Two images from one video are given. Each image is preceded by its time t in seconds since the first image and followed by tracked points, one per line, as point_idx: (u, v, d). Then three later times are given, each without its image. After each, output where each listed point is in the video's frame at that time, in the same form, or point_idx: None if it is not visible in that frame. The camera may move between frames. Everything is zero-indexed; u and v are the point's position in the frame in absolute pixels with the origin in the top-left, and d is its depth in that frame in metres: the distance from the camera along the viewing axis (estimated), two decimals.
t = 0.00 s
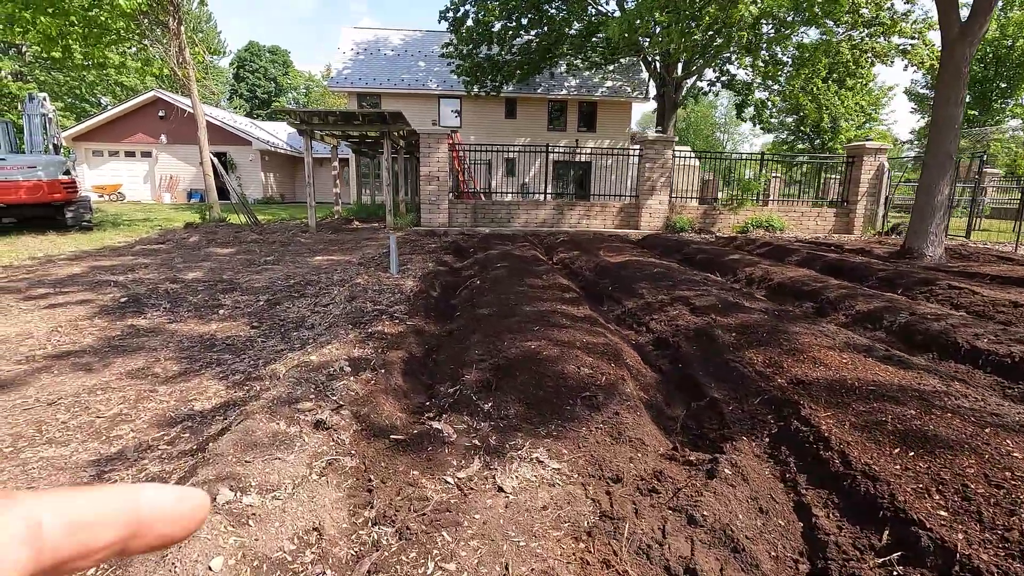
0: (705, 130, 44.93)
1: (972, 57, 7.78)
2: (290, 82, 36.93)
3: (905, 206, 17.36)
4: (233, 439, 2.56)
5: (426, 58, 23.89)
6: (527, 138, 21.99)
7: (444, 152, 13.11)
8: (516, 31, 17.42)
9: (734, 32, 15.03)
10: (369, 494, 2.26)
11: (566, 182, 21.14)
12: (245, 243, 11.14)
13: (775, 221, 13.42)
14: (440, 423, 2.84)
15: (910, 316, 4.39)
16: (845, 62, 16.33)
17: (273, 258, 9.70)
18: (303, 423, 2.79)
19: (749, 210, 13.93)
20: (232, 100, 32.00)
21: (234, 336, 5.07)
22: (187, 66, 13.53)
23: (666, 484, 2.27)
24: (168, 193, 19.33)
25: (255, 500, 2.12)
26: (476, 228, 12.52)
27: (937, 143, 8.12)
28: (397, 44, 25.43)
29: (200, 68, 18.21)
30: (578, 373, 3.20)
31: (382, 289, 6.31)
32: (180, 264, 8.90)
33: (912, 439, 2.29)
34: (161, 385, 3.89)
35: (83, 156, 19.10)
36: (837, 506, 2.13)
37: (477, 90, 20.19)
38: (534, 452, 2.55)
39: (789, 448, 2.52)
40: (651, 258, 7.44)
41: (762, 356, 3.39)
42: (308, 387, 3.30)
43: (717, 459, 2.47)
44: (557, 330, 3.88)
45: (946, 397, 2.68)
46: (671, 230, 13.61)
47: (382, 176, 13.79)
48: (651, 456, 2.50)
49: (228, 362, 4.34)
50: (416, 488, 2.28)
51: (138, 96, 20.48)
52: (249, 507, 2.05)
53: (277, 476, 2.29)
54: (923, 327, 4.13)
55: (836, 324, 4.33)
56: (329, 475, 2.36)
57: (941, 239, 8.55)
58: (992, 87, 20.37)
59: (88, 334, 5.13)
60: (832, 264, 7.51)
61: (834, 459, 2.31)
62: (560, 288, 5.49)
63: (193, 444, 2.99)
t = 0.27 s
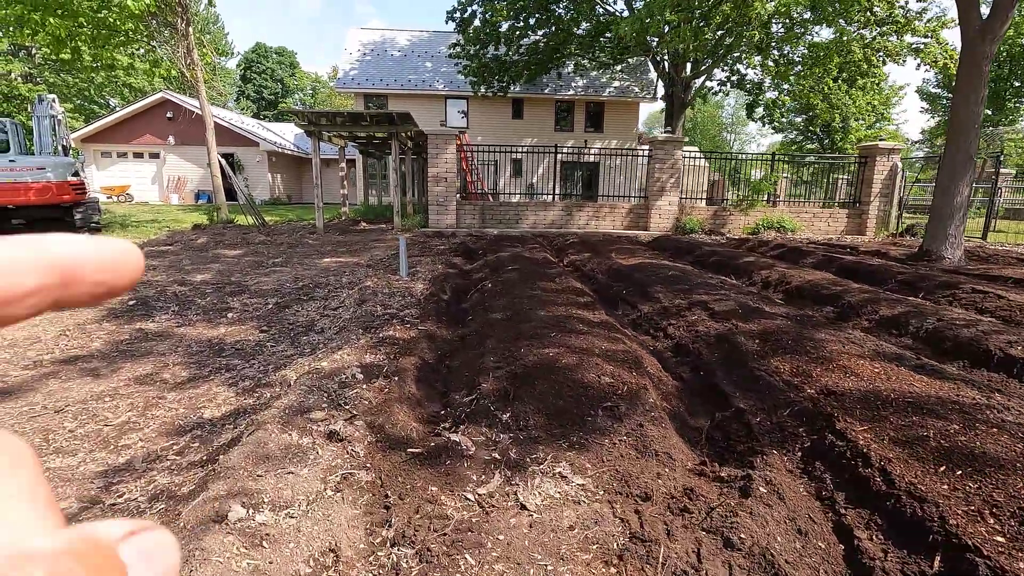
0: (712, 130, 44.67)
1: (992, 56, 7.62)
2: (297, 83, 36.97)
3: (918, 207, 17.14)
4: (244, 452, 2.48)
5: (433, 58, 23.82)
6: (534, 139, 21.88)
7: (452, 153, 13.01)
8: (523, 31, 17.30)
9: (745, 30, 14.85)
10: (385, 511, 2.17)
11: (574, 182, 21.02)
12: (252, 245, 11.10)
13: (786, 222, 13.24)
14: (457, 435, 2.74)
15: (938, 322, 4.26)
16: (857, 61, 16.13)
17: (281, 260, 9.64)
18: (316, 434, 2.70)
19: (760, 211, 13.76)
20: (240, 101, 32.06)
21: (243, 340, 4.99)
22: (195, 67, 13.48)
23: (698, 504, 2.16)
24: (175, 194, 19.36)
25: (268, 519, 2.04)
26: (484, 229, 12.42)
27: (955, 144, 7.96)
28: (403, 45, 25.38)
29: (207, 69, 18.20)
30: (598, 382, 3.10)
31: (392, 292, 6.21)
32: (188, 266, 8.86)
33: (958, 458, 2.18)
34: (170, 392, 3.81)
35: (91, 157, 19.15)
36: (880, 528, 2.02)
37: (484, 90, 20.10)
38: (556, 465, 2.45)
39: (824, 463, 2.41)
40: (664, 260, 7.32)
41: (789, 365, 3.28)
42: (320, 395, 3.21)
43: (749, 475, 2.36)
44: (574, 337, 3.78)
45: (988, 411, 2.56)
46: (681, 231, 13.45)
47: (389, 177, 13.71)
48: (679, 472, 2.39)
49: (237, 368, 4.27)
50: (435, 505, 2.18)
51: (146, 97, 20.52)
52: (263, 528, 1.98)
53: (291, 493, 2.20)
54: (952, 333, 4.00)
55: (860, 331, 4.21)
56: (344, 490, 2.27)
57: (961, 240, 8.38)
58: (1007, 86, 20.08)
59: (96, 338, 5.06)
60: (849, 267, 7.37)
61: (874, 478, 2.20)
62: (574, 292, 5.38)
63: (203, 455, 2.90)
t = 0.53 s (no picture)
0: (718, 130, 44.40)
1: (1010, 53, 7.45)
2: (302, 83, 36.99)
3: (928, 207, 16.91)
4: (244, 463, 2.38)
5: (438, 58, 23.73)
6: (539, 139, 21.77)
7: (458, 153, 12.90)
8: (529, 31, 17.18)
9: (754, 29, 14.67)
10: (391, 527, 2.06)
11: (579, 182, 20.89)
12: (257, 245, 11.02)
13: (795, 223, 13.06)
14: (466, 444, 2.62)
15: (962, 326, 4.11)
16: (866, 59, 15.91)
17: (285, 261, 9.56)
18: (318, 443, 2.60)
19: (768, 211, 13.58)
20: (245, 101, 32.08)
21: (245, 343, 4.90)
22: (200, 68, 13.42)
23: (722, 522, 2.04)
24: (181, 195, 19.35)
25: (267, 537, 1.93)
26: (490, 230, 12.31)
27: (971, 143, 7.79)
28: (408, 45, 25.30)
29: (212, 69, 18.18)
30: (611, 389, 2.98)
31: (397, 294, 6.11)
32: (192, 267, 8.78)
33: (1000, 474, 2.05)
34: (170, 397, 3.71)
35: (97, 158, 19.17)
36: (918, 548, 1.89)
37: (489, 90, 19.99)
38: (569, 477, 2.33)
39: (853, 477, 2.28)
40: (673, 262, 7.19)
41: (810, 371, 3.15)
42: (323, 402, 3.10)
43: (774, 489, 2.23)
44: (585, 341, 3.66)
45: None
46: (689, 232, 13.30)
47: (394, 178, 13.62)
48: (700, 486, 2.27)
49: (239, 372, 4.17)
50: (443, 521, 2.07)
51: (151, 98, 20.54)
52: (261, 546, 1.88)
53: (291, 507, 2.10)
54: (977, 338, 3.86)
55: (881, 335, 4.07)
56: (348, 505, 2.16)
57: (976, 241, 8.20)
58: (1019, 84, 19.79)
59: (97, 341, 4.98)
60: (863, 268, 7.21)
61: (909, 494, 2.07)
62: (583, 294, 5.26)
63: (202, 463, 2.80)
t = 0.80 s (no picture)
0: (720, 130, 44.21)
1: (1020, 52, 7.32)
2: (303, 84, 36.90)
3: (933, 207, 16.75)
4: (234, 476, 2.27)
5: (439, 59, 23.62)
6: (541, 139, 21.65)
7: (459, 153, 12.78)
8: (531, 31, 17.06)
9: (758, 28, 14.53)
10: (386, 546, 1.95)
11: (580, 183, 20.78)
12: (256, 246, 10.93)
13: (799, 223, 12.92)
14: (466, 456, 2.51)
15: (977, 331, 4.00)
16: (871, 59, 15.76)
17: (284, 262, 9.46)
18: (312, 455, 2.48)
19: (772, 211, 13.45)
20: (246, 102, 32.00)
21: (242, 347, 4.79)
22: (199, 68, 13.30)
23: (738, 542, 1.92)
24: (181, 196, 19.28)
25: (255, 558, 1.82)
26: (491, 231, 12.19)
27: (980, 143, 7.66)
28: (410, 45, 25.21)
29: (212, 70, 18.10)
30: (618, 397, 2.86)
31: (397, 296, 6.00)
32: (190, 269, 8.68)
33: None
34: (162, 403, 3.60)
35: (97, 159, 19.09)
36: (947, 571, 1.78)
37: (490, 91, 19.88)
38: (575, 492, 2.22)
39: (874, 492, 2.16)
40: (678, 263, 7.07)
41: (824, 379, 3.03)
42: (318, 410, 2.99)
43: (791, 506, 2.12)
44: (590, 347, 3.54)
45: None
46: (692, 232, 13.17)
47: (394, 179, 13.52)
48: (712, 502, 2.15)
49: (234, 377, 4.06)
50: (443, 541, 1.96)
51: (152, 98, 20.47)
52: (247, 568, 1.77)
53: (282, 526, 1.98)
54: (993, 343, 3.74)
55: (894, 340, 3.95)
56: (342, 522, 2.05)
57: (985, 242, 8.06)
58: None
59: (91, 344, 4.88)
60: (871, 270, 7.08)
61: (936, 512, 1.96)
62: (587, 297, 5.14)
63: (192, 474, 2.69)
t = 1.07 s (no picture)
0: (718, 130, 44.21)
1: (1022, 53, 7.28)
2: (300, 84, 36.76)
3: (931, 208, 16.73)
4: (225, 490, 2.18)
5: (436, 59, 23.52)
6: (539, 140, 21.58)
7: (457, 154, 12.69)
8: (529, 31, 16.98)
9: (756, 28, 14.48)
10: (384, 565, 1.87)
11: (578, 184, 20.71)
12: (252, 248, 10.82)
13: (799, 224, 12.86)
14: (467, 468, 2.43)
15: (985, 335, 3.93)
16: (870, 59, 15.73)
17: (280, 264, 9.35)
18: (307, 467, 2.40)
19: (772, 212, 13.38)
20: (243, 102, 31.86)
21: (237, 352, 4.69)
22: (195, 68, 13.17)
23: (751, 560, 1.85)
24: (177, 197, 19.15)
25: None
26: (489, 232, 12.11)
27: (982, 144, 7.62)
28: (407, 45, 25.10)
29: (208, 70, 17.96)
30: (622, 405, 2.78)
31: (395, 299, 5.91)
32: (185, 271, 8.58)
33: None
34: (154, 411, 3.51)
35: (93, 160, 18.95)
36: None
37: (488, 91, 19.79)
38: (580, 506, 2.15)
39: (888, 505, 2.09)
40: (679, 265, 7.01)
41: (832, 385, 2.96)
42: (314, 419, 2.90)
43: (804, 520, 2.05)
44: (592, 352, 3.47)
45: None
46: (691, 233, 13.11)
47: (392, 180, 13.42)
48: (722, 516, 2.08)
49: (228, 383, 3.97)
50: (443, 559, 1.88)
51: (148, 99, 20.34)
52: None
53: (276, 544, 1.90)
54: (1002, 348, 3.67)
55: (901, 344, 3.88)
56: (338, 539, 1.97)
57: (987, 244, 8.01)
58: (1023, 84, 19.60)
59: (83, 350, 4.78)
60: (873, 272, 7.02)
61: (955, 528, 1.88)
62: (587, 300, 5.06)
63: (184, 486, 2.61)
